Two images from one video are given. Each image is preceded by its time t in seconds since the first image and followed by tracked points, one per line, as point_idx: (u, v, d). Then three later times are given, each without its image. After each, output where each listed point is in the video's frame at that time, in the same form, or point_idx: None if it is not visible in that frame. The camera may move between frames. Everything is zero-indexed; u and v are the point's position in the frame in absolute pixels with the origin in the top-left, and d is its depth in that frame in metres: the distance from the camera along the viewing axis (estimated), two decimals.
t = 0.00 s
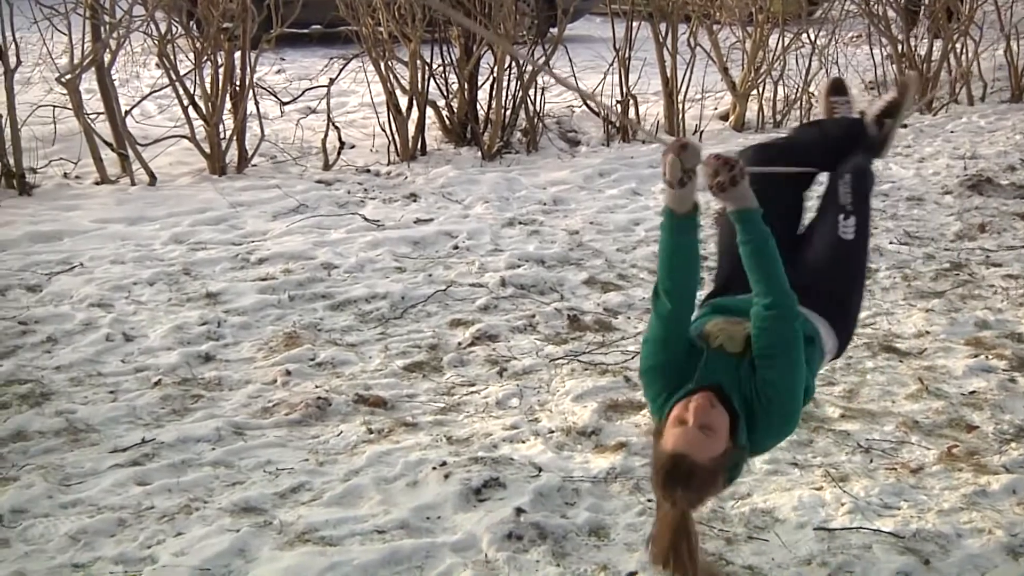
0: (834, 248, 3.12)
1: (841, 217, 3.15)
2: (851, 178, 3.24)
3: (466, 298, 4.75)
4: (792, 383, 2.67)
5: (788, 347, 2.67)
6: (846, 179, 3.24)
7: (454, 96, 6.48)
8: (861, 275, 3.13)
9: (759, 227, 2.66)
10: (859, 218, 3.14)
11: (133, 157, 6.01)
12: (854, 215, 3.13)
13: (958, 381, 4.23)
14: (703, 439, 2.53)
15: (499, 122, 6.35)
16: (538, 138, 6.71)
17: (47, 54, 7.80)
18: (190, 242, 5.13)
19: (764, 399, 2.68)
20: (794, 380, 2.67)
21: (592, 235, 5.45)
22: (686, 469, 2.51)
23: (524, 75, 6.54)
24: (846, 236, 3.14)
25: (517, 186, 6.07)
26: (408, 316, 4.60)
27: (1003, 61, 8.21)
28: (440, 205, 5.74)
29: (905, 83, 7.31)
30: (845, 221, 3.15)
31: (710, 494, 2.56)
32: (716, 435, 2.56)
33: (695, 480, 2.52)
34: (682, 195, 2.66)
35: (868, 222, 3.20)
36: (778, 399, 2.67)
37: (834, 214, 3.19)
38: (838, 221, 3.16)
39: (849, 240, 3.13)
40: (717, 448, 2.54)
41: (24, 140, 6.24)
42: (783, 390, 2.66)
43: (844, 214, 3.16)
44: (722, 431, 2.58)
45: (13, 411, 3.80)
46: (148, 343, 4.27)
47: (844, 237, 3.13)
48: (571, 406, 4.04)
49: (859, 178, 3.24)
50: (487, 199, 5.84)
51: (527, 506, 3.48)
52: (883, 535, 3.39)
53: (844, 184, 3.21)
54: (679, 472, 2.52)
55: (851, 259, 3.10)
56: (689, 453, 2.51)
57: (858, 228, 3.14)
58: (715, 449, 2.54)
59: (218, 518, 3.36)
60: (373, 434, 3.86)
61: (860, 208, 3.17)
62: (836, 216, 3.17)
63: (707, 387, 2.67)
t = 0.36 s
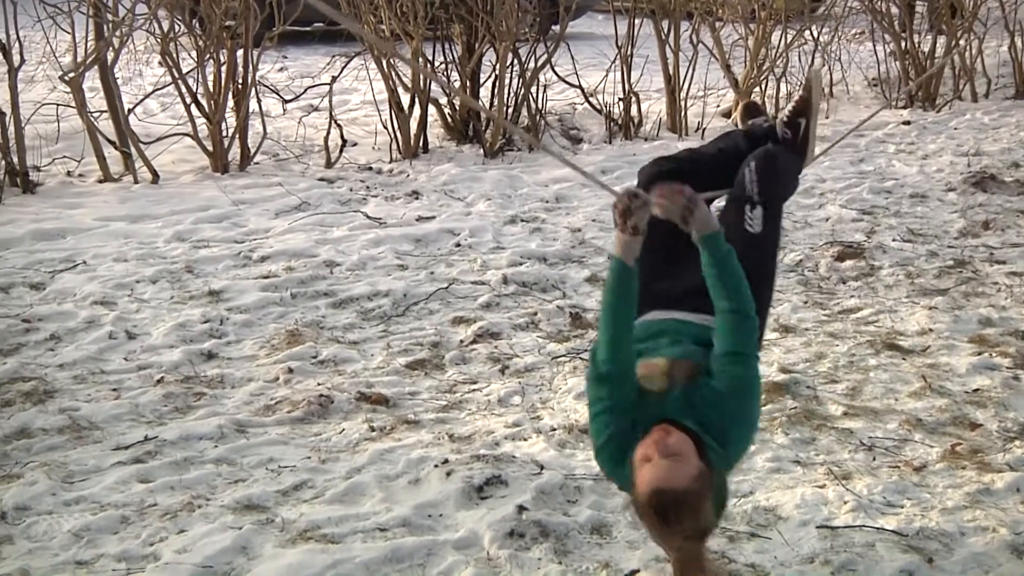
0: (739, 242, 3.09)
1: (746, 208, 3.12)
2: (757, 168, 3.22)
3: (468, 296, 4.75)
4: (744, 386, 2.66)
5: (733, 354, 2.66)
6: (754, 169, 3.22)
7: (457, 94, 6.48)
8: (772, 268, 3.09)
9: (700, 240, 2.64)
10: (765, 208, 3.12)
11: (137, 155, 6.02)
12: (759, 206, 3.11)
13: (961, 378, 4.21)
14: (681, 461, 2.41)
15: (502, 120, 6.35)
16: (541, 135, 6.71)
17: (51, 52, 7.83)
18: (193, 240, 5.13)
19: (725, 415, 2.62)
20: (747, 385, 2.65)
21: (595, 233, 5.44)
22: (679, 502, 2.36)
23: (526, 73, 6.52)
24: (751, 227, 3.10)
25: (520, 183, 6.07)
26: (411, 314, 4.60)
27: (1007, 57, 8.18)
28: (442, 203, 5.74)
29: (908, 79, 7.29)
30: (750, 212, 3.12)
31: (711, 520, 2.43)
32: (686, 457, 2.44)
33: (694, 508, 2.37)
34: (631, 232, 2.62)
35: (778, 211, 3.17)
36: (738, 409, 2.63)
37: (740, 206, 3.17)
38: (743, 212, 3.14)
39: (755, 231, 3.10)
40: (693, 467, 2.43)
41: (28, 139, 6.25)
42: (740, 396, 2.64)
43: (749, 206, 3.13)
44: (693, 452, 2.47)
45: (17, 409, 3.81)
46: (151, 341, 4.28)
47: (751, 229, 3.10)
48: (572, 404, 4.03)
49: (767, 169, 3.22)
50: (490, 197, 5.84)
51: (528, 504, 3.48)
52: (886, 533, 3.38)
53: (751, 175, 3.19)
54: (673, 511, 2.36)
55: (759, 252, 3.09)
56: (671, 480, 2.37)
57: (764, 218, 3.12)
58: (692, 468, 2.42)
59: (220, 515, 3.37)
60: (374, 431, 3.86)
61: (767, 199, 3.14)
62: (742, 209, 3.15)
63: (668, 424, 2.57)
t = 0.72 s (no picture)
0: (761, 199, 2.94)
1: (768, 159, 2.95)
2: (784, 113, 2.99)
3: (490, 295, 4.75)
4: (672, 359, 2.48)
5: (660, 327, 2.45)
6: (779, 112, 2.99)
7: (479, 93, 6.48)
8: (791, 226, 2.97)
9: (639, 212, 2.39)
10: (789, 160, 2.94)
11: (158, 153, 6.04)
12: (784, 158, 2.93)
13: (987, 379, 4.19)
14: (566, 422, 2.45)
15: (524, 119, 6.34)
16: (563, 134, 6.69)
17: (76, 52, 7.88)
18: (215, 238, 5.15)
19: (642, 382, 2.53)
20: (674, 359, 2.48)
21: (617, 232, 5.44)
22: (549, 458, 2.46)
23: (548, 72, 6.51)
24: (773, 181, 2.95)
25: (542, 182, 6.06)
26: (433, 313, 4.60)
27: None
28: (464, 202, 5.75)
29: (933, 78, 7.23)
30: (773, 165, 2.95)
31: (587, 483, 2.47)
32: (587, 417, 2.47)
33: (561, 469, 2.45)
34: (615, 193, 2.35)
35: (802, 160, 2.99)
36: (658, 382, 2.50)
37: (761, 155, 2.98)
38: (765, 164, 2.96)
39: (778, 186, 2.94)
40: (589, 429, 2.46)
41: (53, 138, 6.29)
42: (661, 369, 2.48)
43: (772, 157, 2.95)
44: (597, 414, 2.48)
45: (42, 406, 3.83)
46: (174, 339, 4.29)
47: (774, 182, 2.94)
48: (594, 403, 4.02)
49: (792, 113, 3.00)
50: (511, 196, 5.84)
51: (550, 503, 3.48)
52: (910, 534, 3.36)
53: (776, 121, 2.97)
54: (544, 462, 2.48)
55: (779, 208, 2.95)
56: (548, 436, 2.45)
57: (787, 170, 2.95)
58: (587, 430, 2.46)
59: (243, 513, 3.38)
60: (397, 430, 3.87)
61: (791, 148, 2.96)
62: (764, 159, 2.96)
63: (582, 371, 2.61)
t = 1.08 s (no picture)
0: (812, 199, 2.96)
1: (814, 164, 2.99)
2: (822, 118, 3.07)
3: (514, 298, 4.75)
4: (701, 394, 2.58)
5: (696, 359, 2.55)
6: (819, 118, 3.07)
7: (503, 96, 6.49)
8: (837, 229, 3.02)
9: (686, 229, 2.45)
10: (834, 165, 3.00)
11: (186, 157, 6.09)
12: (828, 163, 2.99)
13: (1015, 384, 4.16)
14: (578, 442, 2.59)
15: (547, 122, 6.34)
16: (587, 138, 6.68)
17: (103, 56, 7.95)
18: (240, 241, 5.17)
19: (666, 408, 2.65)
20: (703, 396, 2.58)
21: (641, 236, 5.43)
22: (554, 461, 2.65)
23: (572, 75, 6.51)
24: (820, 185, 2.98)
25: (566, 185, 6.06)
26: (457, 315, 4.61)
27: None
28: (487, 205, 5.75)
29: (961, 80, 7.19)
30: (819, 169, 2.99)
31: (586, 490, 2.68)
32: (602, 437, 2.61)
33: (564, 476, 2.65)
34: (665, 197, 2.40)
35: (843, 165, 3.06)
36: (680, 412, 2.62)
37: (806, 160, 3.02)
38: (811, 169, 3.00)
39: (825, 190, 2.98)
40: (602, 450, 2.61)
41: (80, 141, 6.34)
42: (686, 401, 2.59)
43: (818, 161, 3.00)
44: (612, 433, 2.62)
45: (69, 407, 3.86)
46: (199, 342, 4.31)
47: (820, 187, 2.98)
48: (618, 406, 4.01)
49: (831, 119, 3.08)
50: (535, 199, 5.84)
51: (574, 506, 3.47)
52: (937, 539, 3.34)
53: (816, 128, 3.04)
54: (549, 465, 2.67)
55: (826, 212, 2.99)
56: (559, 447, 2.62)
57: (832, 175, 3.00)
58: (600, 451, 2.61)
59: (268, 514, 3.39)
60: (421, 432, 3.87)
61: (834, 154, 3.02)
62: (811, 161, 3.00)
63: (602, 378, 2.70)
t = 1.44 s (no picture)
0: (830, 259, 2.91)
1: (833, 223, 2.95)
2: (842, 185, 3.09)
3: (539, 299, 4.75)
4: (794, 423, 2.38)
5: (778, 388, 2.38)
6: (837, 185, 3.08)
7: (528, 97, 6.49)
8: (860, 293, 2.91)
9: (743, 253, 2.39)
10: (854, 225, 2.96)
11: (212, 159, 6.12)
12: (847, 224, 2.95)
13: None
14: (695, 487, 2.23)
15: (572, 123, 6.34)
16: (611, 139, 6.68)
17: (131, 58, 8.00)
18: (266, 242, 5.19)
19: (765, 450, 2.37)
20: (796, 422, 2.38)
21: (665, 238, 5.43)
22: (673, 530, 2.23)
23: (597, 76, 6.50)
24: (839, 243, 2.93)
25: (591, 187, 6.06)
26: (481, 316, 4.62)
27: None
28: (512, 206, 5.75)
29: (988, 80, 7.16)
30: (837, 228, 2.95)
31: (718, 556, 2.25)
32: (714, 481, 2.26)
33: (692, 542, 2.22)
34: (642, 237, 2.39)
35: (864, 229, 3.01)
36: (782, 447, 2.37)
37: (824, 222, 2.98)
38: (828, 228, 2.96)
39: (844, 248, 2.92)
40: (716, 495, 2.26)
41: (107, 143, 6.39)
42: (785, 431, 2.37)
43: (836, 221, 2.96)
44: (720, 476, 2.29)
45: (96, 407, 3.88)
46: (225, 342, 4.33)
47: (840, 245, 2.92)
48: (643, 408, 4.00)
49: (850, 187, 3.08)
50: (559, 200, 5.84)
51: (599, 507, 3.46)
52: (964, 543, 3.32)
53: (834, 192, 3.04)
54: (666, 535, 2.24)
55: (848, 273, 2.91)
56: (674, 505, 2.23)
57: (851, 236, 2.95)
58: (715, 495, 2.26)
59: (293, 515, 3.40)
60: (445, 433, 3.87)
61: (853, 216, 2.99)
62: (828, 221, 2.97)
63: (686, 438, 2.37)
